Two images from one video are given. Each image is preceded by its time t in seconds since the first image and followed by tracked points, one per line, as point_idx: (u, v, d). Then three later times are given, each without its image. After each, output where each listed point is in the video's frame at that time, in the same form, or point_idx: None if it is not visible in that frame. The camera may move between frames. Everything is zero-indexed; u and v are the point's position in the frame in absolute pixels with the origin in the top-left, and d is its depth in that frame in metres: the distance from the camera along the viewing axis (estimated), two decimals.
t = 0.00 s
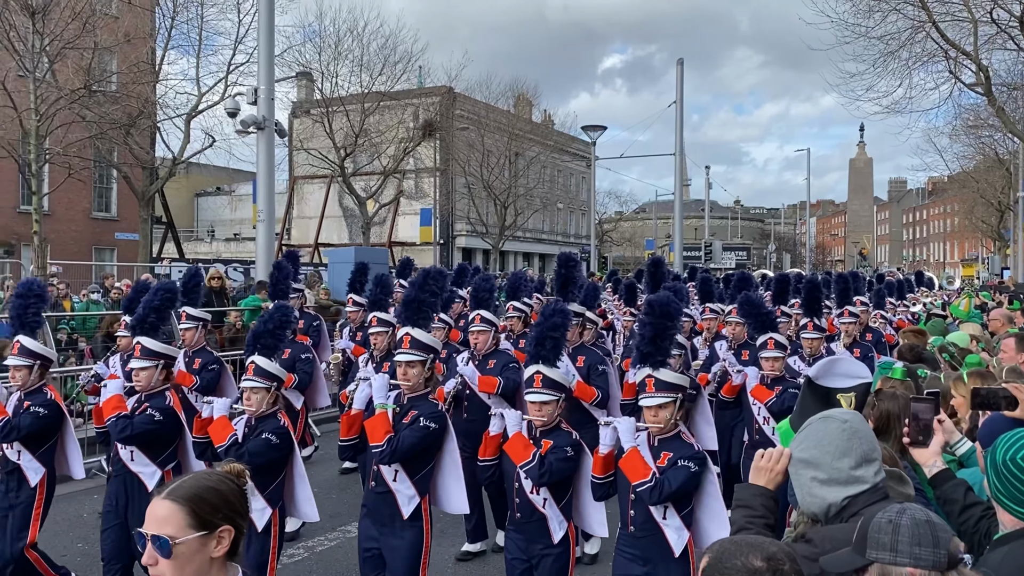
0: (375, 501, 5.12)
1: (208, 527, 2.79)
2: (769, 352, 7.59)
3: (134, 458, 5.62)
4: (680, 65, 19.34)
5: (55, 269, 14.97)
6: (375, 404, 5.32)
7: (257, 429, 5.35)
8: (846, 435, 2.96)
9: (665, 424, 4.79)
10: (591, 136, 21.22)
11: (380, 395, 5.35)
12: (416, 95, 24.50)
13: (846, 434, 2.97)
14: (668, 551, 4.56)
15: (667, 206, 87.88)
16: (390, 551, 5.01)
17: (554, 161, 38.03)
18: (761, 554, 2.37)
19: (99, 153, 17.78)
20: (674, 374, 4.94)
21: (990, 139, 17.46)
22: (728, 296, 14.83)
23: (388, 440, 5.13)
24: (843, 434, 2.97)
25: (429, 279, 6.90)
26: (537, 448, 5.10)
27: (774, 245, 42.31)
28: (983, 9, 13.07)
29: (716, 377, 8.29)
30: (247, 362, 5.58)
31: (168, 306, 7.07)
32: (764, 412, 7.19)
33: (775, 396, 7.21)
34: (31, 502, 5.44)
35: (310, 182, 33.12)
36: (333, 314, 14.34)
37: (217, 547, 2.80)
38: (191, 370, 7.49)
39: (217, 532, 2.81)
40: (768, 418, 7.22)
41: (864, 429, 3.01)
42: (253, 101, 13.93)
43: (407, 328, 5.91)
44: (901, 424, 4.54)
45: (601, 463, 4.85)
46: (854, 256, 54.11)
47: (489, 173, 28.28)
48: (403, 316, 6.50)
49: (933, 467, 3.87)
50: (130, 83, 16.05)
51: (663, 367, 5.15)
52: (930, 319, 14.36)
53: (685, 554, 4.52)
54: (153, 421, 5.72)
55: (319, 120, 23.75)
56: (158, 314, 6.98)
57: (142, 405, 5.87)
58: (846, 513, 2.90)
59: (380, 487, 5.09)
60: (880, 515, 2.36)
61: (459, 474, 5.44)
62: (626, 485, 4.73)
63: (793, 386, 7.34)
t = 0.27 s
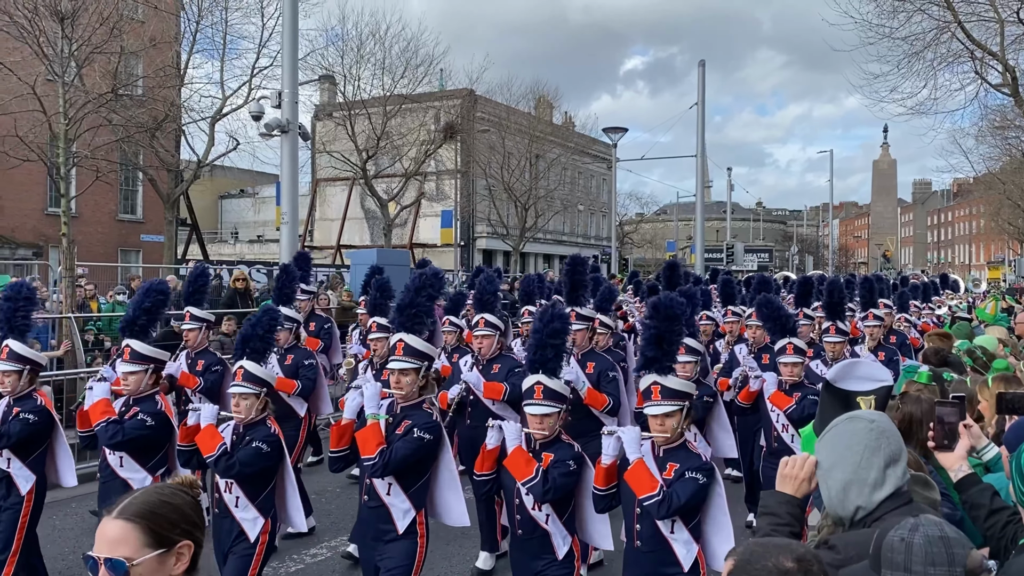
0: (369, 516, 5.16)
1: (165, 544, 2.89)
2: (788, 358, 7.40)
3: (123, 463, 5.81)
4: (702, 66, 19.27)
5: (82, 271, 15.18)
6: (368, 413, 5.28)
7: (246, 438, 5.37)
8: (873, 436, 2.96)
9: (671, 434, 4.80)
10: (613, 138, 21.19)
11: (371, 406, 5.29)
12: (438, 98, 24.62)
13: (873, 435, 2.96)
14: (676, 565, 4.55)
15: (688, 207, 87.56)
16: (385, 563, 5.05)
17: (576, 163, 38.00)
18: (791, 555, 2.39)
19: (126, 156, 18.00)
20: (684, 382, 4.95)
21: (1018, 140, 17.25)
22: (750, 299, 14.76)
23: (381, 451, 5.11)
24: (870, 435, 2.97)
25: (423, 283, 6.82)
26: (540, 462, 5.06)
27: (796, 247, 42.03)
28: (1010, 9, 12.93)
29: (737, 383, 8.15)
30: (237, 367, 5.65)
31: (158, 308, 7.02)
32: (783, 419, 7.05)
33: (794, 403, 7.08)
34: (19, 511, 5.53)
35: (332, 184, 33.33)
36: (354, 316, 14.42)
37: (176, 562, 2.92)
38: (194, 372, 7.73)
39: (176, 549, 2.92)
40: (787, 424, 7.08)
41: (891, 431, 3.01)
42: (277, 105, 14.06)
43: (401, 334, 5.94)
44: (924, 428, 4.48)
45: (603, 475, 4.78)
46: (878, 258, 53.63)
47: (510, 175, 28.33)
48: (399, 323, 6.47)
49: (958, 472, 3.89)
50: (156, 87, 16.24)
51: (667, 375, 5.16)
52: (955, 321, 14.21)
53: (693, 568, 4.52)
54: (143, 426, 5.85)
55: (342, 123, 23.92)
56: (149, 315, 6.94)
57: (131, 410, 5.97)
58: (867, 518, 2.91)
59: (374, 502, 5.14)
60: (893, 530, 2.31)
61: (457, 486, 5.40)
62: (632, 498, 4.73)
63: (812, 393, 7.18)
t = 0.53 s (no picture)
0: (351, 529, 4.90)
1: None
2: (801, 365, 7.07)
3: (99, 475, 5.46)
4: (719, 69, 19.22)
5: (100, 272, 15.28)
6: (350, 422, 5.03)
7: (222, 444, 5.17)
8: (886, 444, 2.76)
9: (673, 446, 4.48)
10: (629, 141, 21.16)
11: (353, 413, 5.08)
12: (453, 100, 24.65)
13: (887, 443, 2.77)
14: None
15: (703, 210, 87.35)
16: None
17: (590, 166, 38.00)
18: (811, 559, 2.34)
19: (144, 158, 18.11)
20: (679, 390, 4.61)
21: None
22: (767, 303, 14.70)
23: (360, 462, 4.85)
24: (884, 442, 2.76)
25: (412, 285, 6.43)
26: (529, 478, 4.76)
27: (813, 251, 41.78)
28: None
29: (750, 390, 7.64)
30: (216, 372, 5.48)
31: (140, 316, 6.78)
32: (796, 427, 6.70)
33: (808, 412, 6.74)
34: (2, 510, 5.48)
35: (348, 187, 33.46)
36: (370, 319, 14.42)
37: None
38: (191, 375, 7.54)
39: None
40: (800, 434, 6.72)
41: (906, 435, 2.81)
42: (294, 107, 14.10)
43: (386, 337, 5.57)
44: (943, 433, 4.44)
45: (602, 492, 4.57)
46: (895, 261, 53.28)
47: (525, 177, 28.31)
48: (380, 325, 6.20)
49: (977, 478, 3.84)
50: (174, 89, 16.34)
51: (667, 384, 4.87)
52: (974, 326, 14.06)
53: None
54: (122, 437, 5.54)
55: (357, 125, 24.03)
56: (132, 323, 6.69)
57: (111, 419, 5.68)
58: (883, 526, 2.73)
59: (354, 514, 4.87)
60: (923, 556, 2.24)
61: (445, 498, 5.13)
62: (632, 515, 4.53)
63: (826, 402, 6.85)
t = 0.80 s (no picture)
0: (314, 549, 4.60)
1: None
2: (802, 373, 6.50)
3: (58, 483, 5.02)
4: (726, 72, 19.21)
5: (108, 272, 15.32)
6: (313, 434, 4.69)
7: (179, 457, 4.74)
8: (891, 453, 2.69)
9: (659, 463, 4.32)
10: (636, 143, 21.15)
11: (317, 424, 4.72)
12: (460, 102, 24.68)
13: (892, 452, 2.69)
14: None
15: (709, 213, 87.32)
16: None
17: (597, 168, 38.01)
18: (819, 565, 2.33)
19: (153, 158, 18.16)
20: (668, 403, 4.43)
21: None
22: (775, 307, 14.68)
23: (324, 477, 4.49)
24: (889, 451, 2.69)
25: (380, 283, 5.91)
26: (500, 492, 4.52)
27: (819, 254, 41.71)
28: None
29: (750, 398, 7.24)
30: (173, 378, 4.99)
31: (99, 314, 6.52)
32: (796, 437, 6.29)
33: (806, 422, 6.33)
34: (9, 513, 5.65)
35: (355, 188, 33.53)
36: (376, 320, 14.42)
37: None
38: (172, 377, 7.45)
39: None
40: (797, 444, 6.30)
41: (911, 443, 2.74)
42: (302, 108, 14.12)
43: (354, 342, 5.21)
44: (951, 438, 4.42)
45: (582, 510, 4.39)
46: (903, 266, 53.19)
47: (532, 179, 28.32)
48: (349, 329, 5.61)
49: (984, 484, 3.81)
50: (183, 90, 16.38)
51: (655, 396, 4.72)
52: (981, 331, 14.03)
53: None
54: (79, 442, 5.08)
55: (365, 127, 24.07)
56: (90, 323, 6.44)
57: (69, 425, 5.24)
58: (894, 534, 2.65)
59: (318, 533, 4.58)
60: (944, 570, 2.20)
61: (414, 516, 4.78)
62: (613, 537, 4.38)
63: (827, 411, 6.38)
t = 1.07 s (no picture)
0: (259, 564, 4.54)
1: None
2: (788, 379, 6.22)
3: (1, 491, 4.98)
4: (728, 74, 19.21)
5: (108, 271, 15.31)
6: (260, 442, 4.58)
7: (121, 465, 4.63)
8: (892, 458, 2.65)
9: (626, 478, 4.11)
10: (638, 145, 21.14)
11: (264, 432, 4.60)
12: (462, 103, 24.69)
13: (892, 457, 2.66)
14: None
15: (711, 215, 87.30)
16: None
17: (599, 170, 38.03)
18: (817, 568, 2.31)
19: (154, 158, 18.16)
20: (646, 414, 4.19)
21: None
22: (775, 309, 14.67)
23: (269, 488, 4.36)
24: (888, 457, 2.66)
25: (336, 283, 5.83)
26: (452, 510, 4.30)
27: (820, 257, 41.71)
28: None
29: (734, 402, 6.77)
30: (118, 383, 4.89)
31: (51, 310, 6.37)
32: (780, 446, 5.91)
33: (792, 429, 5.92)
34: None
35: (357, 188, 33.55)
36: (375, 320, 14.40)
37: None
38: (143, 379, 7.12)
39: None
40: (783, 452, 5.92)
41: (910, 449, 2.70)
42: (303, 109, 14.11)
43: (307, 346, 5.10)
44: (954, 444, 4.40)
45: (543, 526, 4.19)
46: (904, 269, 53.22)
47: (533, 181, 28.30)
48: (299, 332, 5.55)
49: (985, 490, 3.79)
50: (185, 90, 16.38)
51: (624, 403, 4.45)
52: (981, 335, 14.01)
53: None
54: (25, 448, 5.06)
55: (366, 127, 24.07)
56: (40, 320, 6.29)
57: (17, 428, 5.21)
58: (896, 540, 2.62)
59: (263, 547, 4.51)
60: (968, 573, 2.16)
61: (366, 532, 4.63)
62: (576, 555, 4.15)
63: (814, 419, 5.96)
